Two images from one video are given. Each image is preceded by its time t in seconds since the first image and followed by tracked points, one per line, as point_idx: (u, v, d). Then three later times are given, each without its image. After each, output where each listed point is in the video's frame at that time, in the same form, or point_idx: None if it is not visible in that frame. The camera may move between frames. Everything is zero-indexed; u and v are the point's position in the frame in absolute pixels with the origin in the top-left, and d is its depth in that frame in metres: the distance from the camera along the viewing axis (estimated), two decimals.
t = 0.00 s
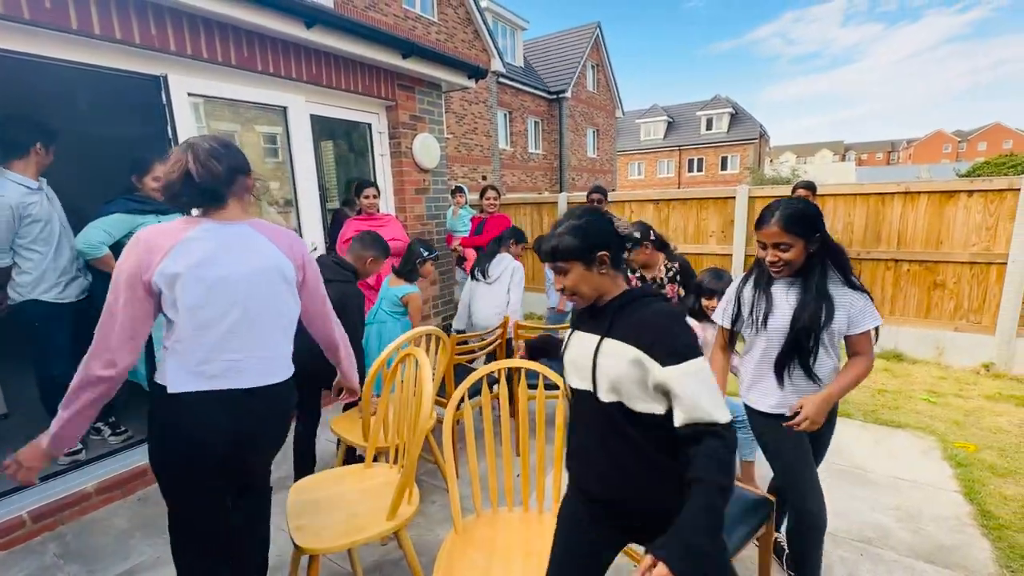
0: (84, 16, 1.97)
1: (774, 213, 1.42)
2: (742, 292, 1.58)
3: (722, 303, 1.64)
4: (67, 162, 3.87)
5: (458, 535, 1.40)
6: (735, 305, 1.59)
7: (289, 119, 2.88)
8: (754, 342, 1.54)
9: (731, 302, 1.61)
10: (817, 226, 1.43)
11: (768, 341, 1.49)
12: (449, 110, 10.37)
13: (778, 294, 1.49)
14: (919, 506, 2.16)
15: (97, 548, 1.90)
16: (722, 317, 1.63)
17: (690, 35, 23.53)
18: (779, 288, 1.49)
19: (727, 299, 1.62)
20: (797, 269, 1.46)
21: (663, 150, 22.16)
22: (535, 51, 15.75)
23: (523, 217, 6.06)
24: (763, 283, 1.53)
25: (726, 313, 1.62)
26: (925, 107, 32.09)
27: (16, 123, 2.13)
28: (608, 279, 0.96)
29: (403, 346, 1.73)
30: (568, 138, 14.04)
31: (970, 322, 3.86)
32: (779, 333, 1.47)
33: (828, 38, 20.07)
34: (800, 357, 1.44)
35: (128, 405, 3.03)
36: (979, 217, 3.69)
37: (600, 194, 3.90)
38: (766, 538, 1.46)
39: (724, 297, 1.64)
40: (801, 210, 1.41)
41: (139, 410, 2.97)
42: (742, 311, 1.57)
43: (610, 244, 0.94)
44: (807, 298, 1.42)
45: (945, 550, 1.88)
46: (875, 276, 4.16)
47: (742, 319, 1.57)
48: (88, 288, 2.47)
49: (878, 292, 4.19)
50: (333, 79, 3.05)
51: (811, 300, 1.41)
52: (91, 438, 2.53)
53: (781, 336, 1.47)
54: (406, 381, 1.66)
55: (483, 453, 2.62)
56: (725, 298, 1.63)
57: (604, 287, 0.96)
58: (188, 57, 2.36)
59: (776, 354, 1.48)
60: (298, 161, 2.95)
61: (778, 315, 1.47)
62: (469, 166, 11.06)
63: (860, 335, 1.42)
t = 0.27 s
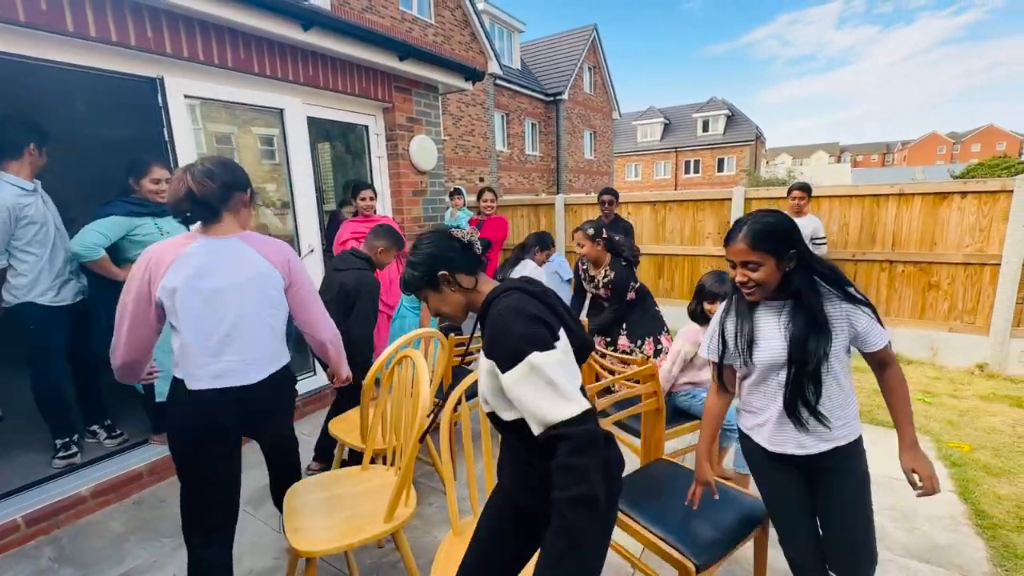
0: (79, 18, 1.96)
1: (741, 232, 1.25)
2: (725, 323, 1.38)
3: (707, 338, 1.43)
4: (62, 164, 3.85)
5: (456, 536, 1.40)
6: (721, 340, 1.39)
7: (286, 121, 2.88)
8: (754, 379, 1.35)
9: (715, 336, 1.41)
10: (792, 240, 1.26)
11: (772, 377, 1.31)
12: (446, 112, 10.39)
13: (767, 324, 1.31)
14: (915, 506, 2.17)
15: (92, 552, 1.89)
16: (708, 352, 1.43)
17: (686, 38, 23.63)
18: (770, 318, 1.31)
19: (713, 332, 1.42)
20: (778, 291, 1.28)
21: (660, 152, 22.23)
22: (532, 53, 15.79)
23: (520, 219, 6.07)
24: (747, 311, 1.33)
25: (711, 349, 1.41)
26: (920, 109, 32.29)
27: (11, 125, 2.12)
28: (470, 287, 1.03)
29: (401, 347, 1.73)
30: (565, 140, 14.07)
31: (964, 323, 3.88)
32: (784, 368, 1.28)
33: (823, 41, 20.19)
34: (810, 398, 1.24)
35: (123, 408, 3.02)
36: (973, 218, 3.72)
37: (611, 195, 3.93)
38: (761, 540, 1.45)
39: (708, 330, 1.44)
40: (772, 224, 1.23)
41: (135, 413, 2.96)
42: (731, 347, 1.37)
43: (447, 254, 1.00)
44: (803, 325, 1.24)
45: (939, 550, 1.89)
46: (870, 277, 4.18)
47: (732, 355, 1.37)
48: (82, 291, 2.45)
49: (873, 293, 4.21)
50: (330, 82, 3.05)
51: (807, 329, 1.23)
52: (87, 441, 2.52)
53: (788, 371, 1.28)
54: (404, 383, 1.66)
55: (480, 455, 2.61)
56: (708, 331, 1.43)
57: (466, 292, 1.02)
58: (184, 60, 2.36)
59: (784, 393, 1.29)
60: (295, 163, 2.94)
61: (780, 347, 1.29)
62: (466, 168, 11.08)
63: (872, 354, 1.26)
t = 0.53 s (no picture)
0: (75, 19, 1.96)
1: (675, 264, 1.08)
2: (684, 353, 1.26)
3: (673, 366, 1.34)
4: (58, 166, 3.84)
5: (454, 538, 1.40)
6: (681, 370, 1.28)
7: (283, 123, 2.87)
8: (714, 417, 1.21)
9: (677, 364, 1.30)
10: (735, 268, 1.05)
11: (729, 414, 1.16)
12: (443, 113, 10.40)
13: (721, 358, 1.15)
14: (911, 506, 2.18)
15: (87, 555, 1.88)
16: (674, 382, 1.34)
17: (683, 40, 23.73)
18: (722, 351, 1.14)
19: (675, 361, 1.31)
20: (725, 325, 1.10)
21: (657, 153, 22.29)
22: (529, 55, 15.82)
23: (517, 220, 6.08)
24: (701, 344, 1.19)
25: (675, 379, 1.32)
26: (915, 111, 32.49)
27: (6, 127, 2.11)
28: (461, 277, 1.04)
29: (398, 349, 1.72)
30: (563, 141, 14.10)
31: (959, 323, 3.90)
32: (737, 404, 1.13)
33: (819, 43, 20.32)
34: (759, 444, 1.07)
35: (119, 411, 3.01)
36: (967, 219, 3.74)
37: (627, 191, 3.86)
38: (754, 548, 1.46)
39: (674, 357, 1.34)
40: (711, 252, 1.04)
41: (131, 415, 2.95)
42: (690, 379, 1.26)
43: (441, 246, 1.00)
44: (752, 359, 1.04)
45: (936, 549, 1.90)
46: (866, 277, 4.20)
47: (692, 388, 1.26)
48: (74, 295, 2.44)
49: (869, 293, 4.22)
50: (327, 83, 3.04)
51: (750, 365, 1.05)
52: (82, 444, 2.51)
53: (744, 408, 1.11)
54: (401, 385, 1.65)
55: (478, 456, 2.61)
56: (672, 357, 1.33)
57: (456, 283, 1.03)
58: (181, 61, 2.36)
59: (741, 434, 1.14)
60: (292, 164, 2.94)
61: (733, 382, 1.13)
62: (464, 169, 11.09)
63: (857, 406, 0.99)
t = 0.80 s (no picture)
0: (71, 20, 1.95)
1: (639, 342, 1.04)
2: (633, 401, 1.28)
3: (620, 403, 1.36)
4: (53, 167, 3.82)
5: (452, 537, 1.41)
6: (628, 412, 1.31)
7: (279, 124, 2.88)
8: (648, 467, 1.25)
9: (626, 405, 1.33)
10: (705, 359, 1.02)
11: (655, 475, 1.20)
12: (441, 115, 10.41)
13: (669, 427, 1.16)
14: (907, 506, 2.18)
15: (83, 558, 1.87)
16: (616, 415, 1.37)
17: (680, 41, 23.81)
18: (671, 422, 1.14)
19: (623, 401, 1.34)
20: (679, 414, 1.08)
21: (654, 154, 22.34)
22: (527, 56, 15.85)
23: (515, 221, 6.08)
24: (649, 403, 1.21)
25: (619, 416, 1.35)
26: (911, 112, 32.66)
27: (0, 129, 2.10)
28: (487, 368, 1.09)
29: (395, 352, 1.72)
30: (560, 143, 14.11)
31: (954, 323, 3.92)
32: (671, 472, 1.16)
33: (815, 44, 20.41)
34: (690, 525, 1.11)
35: (115, 413, 2.99)
36: (962, 220, 3.77)
37: (638, 193, 3.75)
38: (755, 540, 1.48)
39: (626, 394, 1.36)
40: (677, 339, 1.00)
41: (127, 417, 2.94)
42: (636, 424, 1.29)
43: (481, 332, 1.05)
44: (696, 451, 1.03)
45: (931, 549, 1.91)
46: (862, 278, 4.22)
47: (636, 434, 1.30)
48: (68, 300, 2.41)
49: (865, 294, 4.24)
50: (324, 85, 3.04)
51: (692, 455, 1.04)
52: (78, 446, 2.50)
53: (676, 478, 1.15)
54: (398, 387, 1.66)
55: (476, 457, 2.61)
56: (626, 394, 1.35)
57: (478, 368, 1.08)
58: (177, 63, 2.36)
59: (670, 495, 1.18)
60: (288, 165, 2.93)
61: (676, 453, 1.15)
62: (461, 170, 11.09)
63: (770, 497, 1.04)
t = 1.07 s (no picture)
0: (66, 20, 1.94)
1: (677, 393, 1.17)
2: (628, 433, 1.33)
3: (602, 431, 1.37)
4: (49, 168, 3.80)
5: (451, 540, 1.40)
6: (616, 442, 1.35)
7: (277, 125, 2.87)
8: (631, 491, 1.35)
9: (613, 435, 1.35)
10: (711, 389, 1.22)
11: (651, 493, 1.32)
12: (439, 115, 10.41)
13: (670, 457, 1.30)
14: (905, 505, 2.19)
15: (79, 561, 1.86)
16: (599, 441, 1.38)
17: (677, 42, 23.87)
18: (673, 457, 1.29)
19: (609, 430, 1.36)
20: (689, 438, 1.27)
21: (652, 154, 22.38)
22: (524, 56, 15.86)
23: (513, 222, 6.08)
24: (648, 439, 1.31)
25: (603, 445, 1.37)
26: (907, 112, 32.81)
27: None
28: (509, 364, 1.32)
29: (394, 353, 1.71)
30: (558, 143, 14.12)
31: (951, 323, 3.94)
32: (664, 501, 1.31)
33: (811, 45, 20.48)
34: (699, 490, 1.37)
35: (112, 415, 2.98)
36: (958, 220, 3.78)
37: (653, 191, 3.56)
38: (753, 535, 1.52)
39: (609, 420, 1.38)
40: (695, 378, 1.19)
41: (124, 419, 2.92)
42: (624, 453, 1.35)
43: (506, 333, 1.27)
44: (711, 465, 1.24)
45: (929, 548, 1.91)
46: (859, 278, 4.23)
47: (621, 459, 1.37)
48: (59, 304, 2.36)
49: (862, 294, 4.25)
50: (321, 85, 3.04)
51: (705, 487, 1.23)
52: (74, 448, 2.48)
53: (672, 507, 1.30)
54: (398, 389, 1.65)
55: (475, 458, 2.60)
56: (612, 421, 1.36)
57: (501, 367, 1.31)
58: (174, 63, 2.35)
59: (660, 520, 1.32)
60: (286, 166, 2.93)
61: (676, 482, 1.30)
62: (459, 171, 11.09)
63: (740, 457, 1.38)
